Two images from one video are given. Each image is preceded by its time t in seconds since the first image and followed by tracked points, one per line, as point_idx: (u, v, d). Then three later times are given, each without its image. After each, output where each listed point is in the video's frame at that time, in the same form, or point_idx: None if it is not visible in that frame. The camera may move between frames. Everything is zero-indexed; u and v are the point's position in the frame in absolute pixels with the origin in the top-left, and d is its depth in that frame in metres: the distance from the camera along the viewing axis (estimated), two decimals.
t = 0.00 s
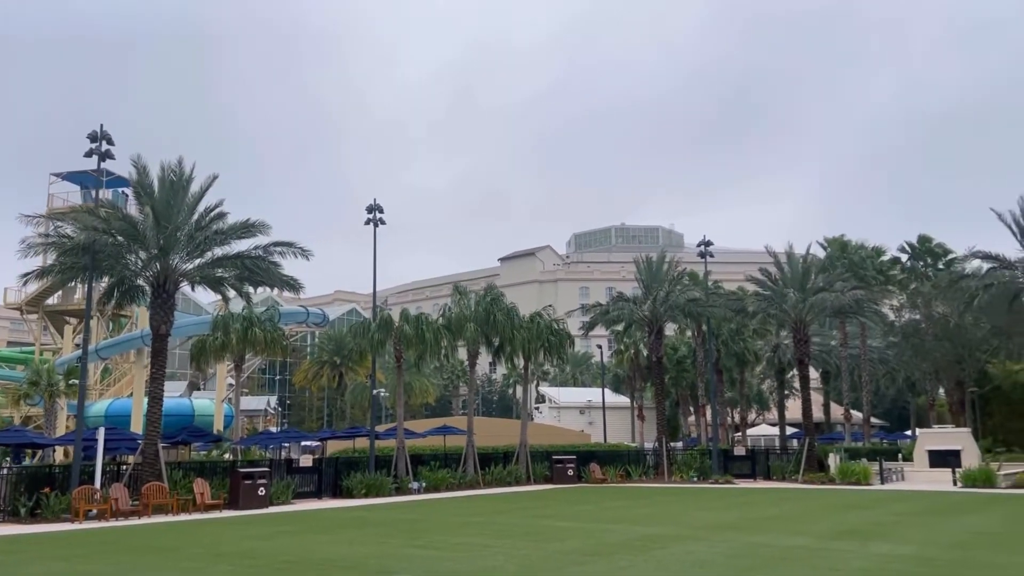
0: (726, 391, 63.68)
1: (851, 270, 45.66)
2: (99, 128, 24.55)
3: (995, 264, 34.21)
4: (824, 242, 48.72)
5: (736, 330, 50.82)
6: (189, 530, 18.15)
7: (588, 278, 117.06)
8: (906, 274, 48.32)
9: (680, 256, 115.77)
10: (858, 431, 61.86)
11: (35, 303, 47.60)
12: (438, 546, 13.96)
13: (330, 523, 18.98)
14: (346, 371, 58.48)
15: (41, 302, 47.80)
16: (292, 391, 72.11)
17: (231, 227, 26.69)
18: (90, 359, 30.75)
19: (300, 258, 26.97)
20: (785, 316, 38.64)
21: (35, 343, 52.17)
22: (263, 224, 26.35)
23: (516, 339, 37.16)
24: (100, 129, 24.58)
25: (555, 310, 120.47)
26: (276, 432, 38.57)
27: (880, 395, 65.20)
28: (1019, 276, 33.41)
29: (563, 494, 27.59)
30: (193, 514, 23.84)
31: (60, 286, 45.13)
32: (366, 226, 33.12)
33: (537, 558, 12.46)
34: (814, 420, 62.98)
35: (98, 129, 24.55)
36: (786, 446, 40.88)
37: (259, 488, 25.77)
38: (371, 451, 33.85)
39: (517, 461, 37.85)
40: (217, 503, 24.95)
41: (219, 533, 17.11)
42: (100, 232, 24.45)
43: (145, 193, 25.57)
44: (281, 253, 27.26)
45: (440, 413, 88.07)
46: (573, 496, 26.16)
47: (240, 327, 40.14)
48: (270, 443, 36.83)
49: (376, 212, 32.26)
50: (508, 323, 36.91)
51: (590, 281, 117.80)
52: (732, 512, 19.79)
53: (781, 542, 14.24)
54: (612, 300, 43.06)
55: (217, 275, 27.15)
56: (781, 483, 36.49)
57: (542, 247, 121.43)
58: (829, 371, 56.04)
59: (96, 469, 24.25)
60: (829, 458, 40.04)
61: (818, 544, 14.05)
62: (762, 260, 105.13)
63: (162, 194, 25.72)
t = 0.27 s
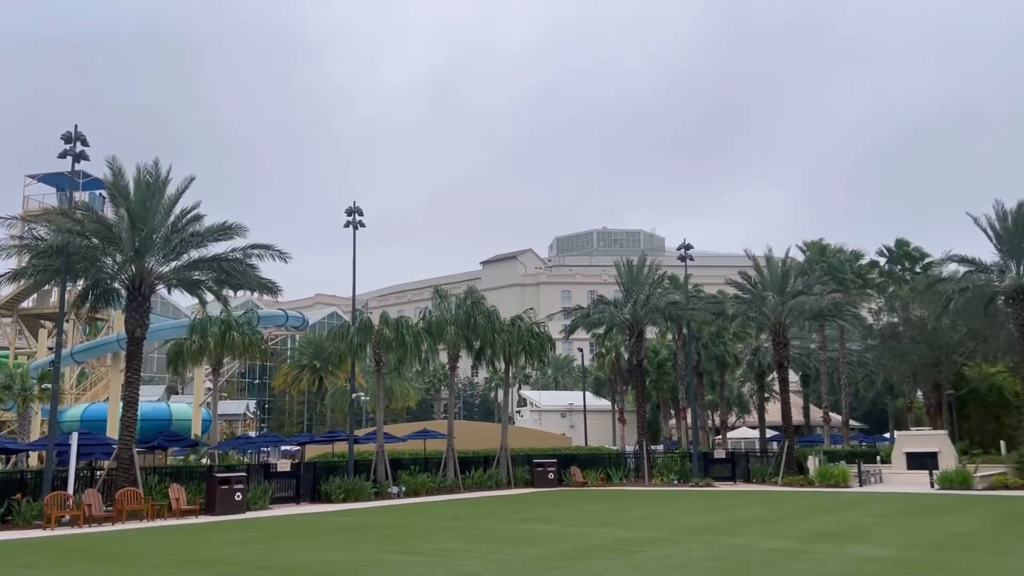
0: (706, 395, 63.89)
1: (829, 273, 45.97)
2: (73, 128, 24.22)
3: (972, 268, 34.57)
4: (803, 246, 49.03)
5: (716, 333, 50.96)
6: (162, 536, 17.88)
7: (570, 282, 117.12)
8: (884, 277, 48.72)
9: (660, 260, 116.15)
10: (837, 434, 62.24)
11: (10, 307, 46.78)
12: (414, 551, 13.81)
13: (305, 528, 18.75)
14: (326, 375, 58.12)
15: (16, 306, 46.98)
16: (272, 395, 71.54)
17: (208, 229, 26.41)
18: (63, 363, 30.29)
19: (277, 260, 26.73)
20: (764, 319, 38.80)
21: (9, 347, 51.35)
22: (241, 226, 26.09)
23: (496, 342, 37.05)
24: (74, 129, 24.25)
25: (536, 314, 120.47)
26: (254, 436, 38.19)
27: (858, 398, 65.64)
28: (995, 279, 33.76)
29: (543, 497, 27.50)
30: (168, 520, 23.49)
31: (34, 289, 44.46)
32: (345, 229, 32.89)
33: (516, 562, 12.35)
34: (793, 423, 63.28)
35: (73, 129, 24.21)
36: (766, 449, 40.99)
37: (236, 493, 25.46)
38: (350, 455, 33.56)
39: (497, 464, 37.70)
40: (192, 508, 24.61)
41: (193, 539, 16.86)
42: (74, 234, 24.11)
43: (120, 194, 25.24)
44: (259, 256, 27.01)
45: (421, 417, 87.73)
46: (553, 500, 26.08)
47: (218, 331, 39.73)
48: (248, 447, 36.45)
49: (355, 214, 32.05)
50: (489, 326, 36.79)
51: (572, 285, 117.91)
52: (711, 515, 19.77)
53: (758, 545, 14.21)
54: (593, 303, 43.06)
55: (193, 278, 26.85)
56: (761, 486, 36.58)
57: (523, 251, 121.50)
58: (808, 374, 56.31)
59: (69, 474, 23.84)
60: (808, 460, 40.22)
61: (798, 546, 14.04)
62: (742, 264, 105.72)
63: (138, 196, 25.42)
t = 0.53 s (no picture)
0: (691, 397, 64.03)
1: (812, 277, 46.16)
2: (50, 128, 23.88)
3: (953, 271, 34.76)
4: (786, 249, 49.22)
5: (700, 336, 51.06)
6: (139, 541, 17.62)
7: (555, 285, 117.08)
8: (866, 281, 48.98)
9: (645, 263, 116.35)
10: (820, 436, 62.48)
11: None
12: (393, 555, 13.66)
13: (284, 532, 18.55)
14: (308, 378, 57.75)
15: None
16: (255, 398, 71.04)
17: (188, 230, 26.12)
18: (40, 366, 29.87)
19: (258, 262, 26.48)
20: (747, 322, 38.89)
21: None
22: (221, 228, 25.83)
23: (480, 344, 36.91)
24: (52, 129, 23.91)
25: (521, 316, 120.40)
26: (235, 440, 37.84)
27: (842, 400, 65.89)
28: (975, 283, 33.95)
29: (526, 501, 27.39)
30: (146, 524, 23.19)
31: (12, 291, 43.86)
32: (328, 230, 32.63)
33: (497, 566, 12.27)
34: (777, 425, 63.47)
35: (50, 129, 23.87)
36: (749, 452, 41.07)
37: (215, 497, 25.19)
38: (332, 459, 33.32)
39: (481, 468, 37.54)
40: (171, 513, 24.31)
41: (169, 545, 16.63)
42: (51, 235, 23.80)
43: (98, 194, 24.91)
44: (239, 257, 26.74)
45: (405, 420, 87.41)
46: (536, 503, 25.97)
47: (199, 334, 39.33)
48: (229, 451, 36.11)
49: (338, 215, 31.81)
50: (472, 329, 36.63)
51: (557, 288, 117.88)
52: (694, 518, 19.74)
53: (739, 548, 14.14)
54: (577, 306, 43.00)
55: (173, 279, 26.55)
56: (744, 488, 36.64)
57: (509, 253, 121.42)
58: (791, 377, 56.48)
59: (45, 478, 23.49)
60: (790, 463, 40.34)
61: (780, 549, 14.01)
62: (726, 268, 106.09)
63: (118, 196, 25.14)
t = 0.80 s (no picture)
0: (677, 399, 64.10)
1: (797, 279, 46.29)
2: (30, 126, 23.56)
3: (938, 273, 34.86)
4: (772, 250, 49.36)
5: (686, 338, 51.09)
6: (117, 546, 17.34)
7: (542, 287, 117.01)
8: (851, 283, 49.11)
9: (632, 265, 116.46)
10: (806, 438, 62.64)
11: None
12: (376, 559, 13.49)
13: (265, 536, 18.32)
14: (293, 380, 57.44)
15: None
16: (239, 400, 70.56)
17: (170, 231, 25.84)
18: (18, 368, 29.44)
19: (241, 263, 26.23)
20: (733, 324, 38.91)
21: None
22: (204, 228, 25.57)
23: (466, 346, 36.75)
24: (32, 127, 23.59)
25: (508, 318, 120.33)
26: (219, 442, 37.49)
27: (828, 402, 66.11)
28: (960, 285, 34.08)
29: (512, 503, 27.24)
30: (127, 528, 22.86)
31: None
32: (312, 231, 32.37)
33: (481, 570, 12.10)
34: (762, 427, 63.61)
35: (30, 127, 23.55)
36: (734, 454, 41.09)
37: (197, 501, 24.87)
38: (316, 461, 33.03)
39: (467, 470, 37.36)
40: (151, 516, 23.98)
41: (148, 549, 16.37)
42: (29, 235, 23.47)
43: (79, 194, 24.60)
44: (222, 258, 26.48)
45: (392, 422, 87.08)
46: (521, 506, 25.84)
47: (182, 335, 38.96)
48: (213, 454, 35.75)
49: (323, 216, 31.58)
50: (458, 331, 36.46)
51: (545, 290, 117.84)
52: (680, 521, 19.65)
53: (725, 551, 14.07)
54: (563, 307, 42.91)
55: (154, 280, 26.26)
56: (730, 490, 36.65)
57: (496, 255, 121.36)
58: (777, 379, 56.59)
59: (23, 482, 23.10)
60: (776, 464, 40.36)
61: (765, 552, 13.94)
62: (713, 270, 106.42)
63: (98, 195, 24.83)
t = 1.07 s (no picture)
0: (664, 400, 64.20)
1: (783, 279, 46.43)
2: (10, 123, 23.28)
3: (922, 274, 35.04)
4: (758, 251, 49.51)
5: (672, 338, 51.16)
6: (96, 548, 17.13)
7: (530, 287, 116.91)
8: (837, 283, 49.25)
9: (620, 266, 116.57)
10: (792, 438, 62.87)
11: None
12: (359, 561, 13.38)
13: (247, 538, 18.15)
14: (279, 380, 57.12)
15: None
16: (224, 400, 70.12)
17: (153, 230, 25.60)
18: None
19: (225, 262, 26.03)
20: (719, 325, 38.98)
21: None
22: (187, 227, 25.36)
23: (452, 346, 36.63)
24: (11, 124, 23.31)
25: (496, 319, 120.19)
26: (203, 442, 37.20)
27: (813, 402, 66.32)
28: (944, 286, 34.26)
29: (497, 504, 27.13)
30: (107, 530, 22.61)
31: None
32: (297, 230, 32.16)
33: (463, 572, 11.98)
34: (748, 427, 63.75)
35: (9, 124, 23.27)
36: (720, 454, 41.17)
37: (179, 502, 24.63)
38: (301, 462, 32.82)
39: (453, 471, 37.24)
40: (133, 518, 23.73)
41: (127, 551, 16.18)
42: (9, 233, 23.18)
43: (60, 192, 24.34)
44: (205, 257, 26.26)
45: (378, 422, 86.78)
46: (506, 506, 25.74)
47: (165, 335, 38.62)
48: (196, 454, 35.46)
49: (307, 215, 31.39)
50: (444, 331, 36.35)
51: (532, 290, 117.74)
52: (665, 522, 19.60)
53: (710, 552, 14.05)
54: (550, 307, 42.85)
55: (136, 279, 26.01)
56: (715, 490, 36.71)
57: (484, 255, 121.23)
58: (763, 379, 56.74)
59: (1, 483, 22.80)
60: (762, 465, 40.45)
61: (750, 553, 13.92)
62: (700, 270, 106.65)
63: (79, 193, 24.58)
